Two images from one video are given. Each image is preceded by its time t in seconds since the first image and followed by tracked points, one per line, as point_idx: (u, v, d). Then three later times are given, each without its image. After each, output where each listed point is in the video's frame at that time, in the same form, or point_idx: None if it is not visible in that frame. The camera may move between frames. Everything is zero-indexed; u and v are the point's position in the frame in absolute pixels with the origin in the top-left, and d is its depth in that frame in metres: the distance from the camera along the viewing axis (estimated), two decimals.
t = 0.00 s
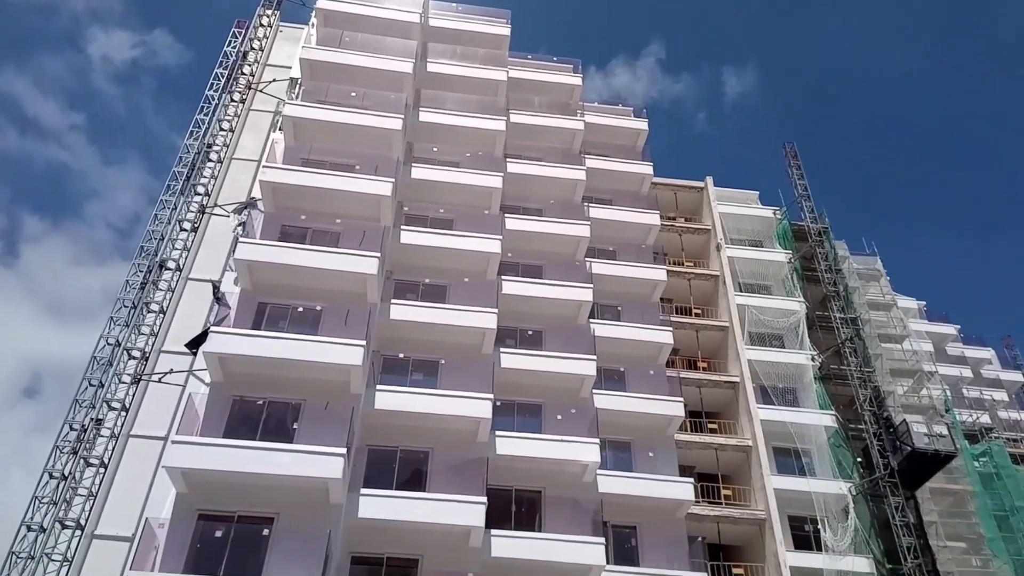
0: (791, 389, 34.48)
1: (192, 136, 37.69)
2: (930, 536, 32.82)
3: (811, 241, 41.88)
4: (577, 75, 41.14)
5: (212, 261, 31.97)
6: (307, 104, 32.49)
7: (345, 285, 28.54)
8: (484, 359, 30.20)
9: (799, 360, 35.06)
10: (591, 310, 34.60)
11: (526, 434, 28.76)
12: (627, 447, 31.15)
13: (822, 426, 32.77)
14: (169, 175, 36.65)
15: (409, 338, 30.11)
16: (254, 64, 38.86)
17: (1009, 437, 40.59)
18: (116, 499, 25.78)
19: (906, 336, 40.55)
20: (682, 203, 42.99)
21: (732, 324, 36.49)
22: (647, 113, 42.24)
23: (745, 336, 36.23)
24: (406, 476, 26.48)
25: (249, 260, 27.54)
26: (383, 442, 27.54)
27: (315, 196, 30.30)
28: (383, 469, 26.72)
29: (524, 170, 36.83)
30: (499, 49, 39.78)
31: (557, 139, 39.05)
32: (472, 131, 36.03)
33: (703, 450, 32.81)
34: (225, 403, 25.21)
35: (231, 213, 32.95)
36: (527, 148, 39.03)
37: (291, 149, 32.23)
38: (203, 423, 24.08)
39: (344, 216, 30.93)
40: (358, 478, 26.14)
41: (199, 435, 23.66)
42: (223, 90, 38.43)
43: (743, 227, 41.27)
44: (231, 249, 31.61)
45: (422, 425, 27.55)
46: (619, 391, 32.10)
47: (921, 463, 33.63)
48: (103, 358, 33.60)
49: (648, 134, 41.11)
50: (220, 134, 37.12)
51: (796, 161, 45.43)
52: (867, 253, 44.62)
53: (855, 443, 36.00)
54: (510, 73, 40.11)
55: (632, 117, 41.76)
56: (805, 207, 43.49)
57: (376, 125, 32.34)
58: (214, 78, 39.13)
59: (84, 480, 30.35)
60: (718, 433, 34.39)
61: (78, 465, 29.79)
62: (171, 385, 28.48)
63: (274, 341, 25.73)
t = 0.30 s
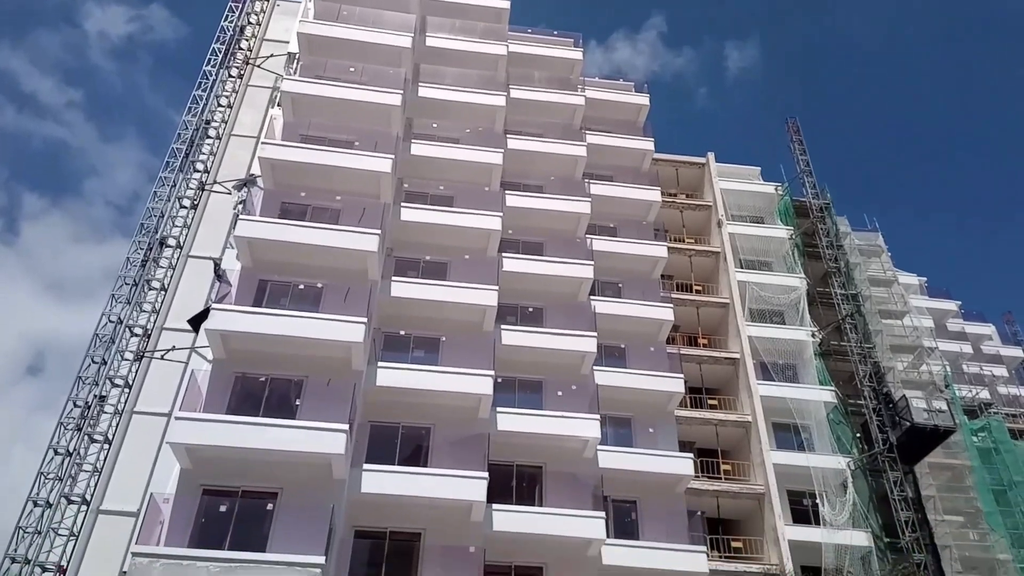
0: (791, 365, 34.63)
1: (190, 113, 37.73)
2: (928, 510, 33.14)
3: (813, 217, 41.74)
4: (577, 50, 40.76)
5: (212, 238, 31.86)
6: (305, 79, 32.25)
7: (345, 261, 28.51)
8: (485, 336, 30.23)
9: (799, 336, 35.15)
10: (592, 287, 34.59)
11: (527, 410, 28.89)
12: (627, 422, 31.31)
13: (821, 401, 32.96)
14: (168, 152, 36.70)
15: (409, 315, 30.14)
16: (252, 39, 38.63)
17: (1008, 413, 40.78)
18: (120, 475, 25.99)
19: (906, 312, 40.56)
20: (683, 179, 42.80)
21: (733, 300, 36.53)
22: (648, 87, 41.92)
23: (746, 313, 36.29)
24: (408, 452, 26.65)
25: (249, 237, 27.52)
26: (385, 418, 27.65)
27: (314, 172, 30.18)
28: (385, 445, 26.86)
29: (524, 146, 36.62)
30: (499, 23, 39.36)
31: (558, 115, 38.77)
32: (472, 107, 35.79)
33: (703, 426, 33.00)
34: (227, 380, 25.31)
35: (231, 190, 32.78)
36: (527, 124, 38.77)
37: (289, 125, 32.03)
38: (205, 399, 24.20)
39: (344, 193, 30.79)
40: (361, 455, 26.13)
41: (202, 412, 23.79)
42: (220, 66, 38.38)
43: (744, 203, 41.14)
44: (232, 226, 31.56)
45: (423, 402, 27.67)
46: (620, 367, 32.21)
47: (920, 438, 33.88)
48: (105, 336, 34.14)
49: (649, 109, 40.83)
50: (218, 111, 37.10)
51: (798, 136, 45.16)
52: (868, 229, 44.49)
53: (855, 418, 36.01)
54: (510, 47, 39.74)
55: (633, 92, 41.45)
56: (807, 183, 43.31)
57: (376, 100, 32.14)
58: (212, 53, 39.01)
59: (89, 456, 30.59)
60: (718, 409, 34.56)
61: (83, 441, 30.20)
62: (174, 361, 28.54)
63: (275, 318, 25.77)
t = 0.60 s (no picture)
0: (791, 343, 34.67)
1: (187, 91, 37.60)
2: (926, 487, 33.40)
3: (814, 196, 41.59)
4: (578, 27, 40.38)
5: (212, 217, 31.77)
6: (303, 56, 31.98)
7: (344, 241, 28.45)
8: (485, 315, 30.23)
9: (799, 315, 35.16)
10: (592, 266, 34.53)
11: (527, 389, 28.97)
12: (627, 401, 31.42)
13: (821, 379, 33.05)
14: (166, 131, 36.61)
15: (409, 295, 30.13)
16: (249, 16, 38.31)
17: (1007, 390, 40.91)
18: (122, 454, 26.11)
19: (907, 291, 40.49)
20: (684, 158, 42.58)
21: (733, 279, 36.52)
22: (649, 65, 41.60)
23: (746, 292, 36.29)
24: (409, 431, 26.78)
25: (249, 217, 27.45)
26: (386, 397, 27.73)
27: (313, 151, 30.03)
28: (386, 423, 26.97)
29: (524, 124, 36.39)
30: None
31: (558, 93, 38.49)
32: (472, 85, 35.53)
33: (703, 404, 33.11)
34: (228, 359, 25.35)
35: (229, 168, 32.66)
36: (527, 102, 38.49)
37: (288, 103, 31.80)
38: (207, 378, 24.33)
39: (343, 172, 30.64)
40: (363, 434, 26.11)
41: (204, 391, 23.86)
42: (218, 43, 38.24)
43: (745, 181, 40.97)
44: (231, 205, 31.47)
45: (424, 381, 27.74)
46: (620, 346, 32.26)
47: (919, 416, 34.10)
48: (106, 315, 34.17)
49: (650, 87, 40.54)
50: (215, 88, 36.79)
51: (800, 114, 44.89)
52: (870, 208, 44.31)
53: (854, 396, 35.94)
54: (510, 24, 39.37)
55: (634, 69, 41.13)
56: (808, 161, 43.12)
57: (375, 78, 31.91)
58: (209, 30, 38.82)
59: (91, 435, 30.80)
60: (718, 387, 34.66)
61: (84, 420, 30.41)
62: (175, 341, 28.60)
63: (275, 298, 25.74)
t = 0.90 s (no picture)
0: (790, 325, 34.73)
1: (186, 70, 37.38)
2: (923, 468, 33.51)
3: (815, 176, 41.47)
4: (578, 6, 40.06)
5: (212, 198, 31.74)
6: (302, 36, 31.77)
7: (344, 222, 28.41)
8: (485, 296, 30.25)
9: (799, 296, 35.20)
10: (592, 247, 34.51)
11: (527, 370, 29.08)
12: (627, 381, 31.55)
13: (820, 360, 33.18)
14: (165, 111, 36.45)
15: (409, 276, 30.12)
16: None
17: (1005, 372, 41.00)
18: (124, 433, 26.28)
19: (907, 272, 40.45)
20: (685, 138, 42.39)
21: (733, 261, 36.52)
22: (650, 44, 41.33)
23: (746, 273, 36.30)
24: (409, 411, 26.91)
25: (248, 197, 27.40)
26: (386, 378, 27.83)
27: (312, 131, 29.92)
28: (387, 404, 27.09)
29: (524, 104, 36.21)
30: None
31: (559, 73, 38.26)
32: (472, 64, 35.31)
33: (702, 385, 33.23)
34: (229, 340, 25.42)
35: (229, 148, 32.55)
36: (527, 82, 38.27)
37: (287, 83, 31.65)
38: (208, 358, 24.40)
39: (343, 152, 30.52)
40: (364, 415, 26.31)
41: (205, 371, 23.95)
42: (217, 22, 37.99)
43: (746, 162, 40.85)
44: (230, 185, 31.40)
45: (423, 361, 27.83)
46: (620, 328, 32.33)
47: (917, 396, 34.23)
48: (106, 296, 34.20)
49: (651, 67, 40.30)
50: (214, 68, 36.57)
51: (802, 94, 44.66)
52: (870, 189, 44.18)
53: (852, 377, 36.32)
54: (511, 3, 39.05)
55: (635, 49, 40.86)
56: (810, 142, 42.96)
57: (374, 57, 31.73)
58: (207, 9, 38.56)
59: (93, 415, 30.98)
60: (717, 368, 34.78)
61: (86, 400, 30.59)
62: (176, 321, 28.68)
63: (274, 279, 25.75)
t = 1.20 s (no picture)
0: (788, 307, 34.84)
1: (182, 47, 37.03)
2: (919, 448, 33.71)
3: (815, 157, 41.33)
4: None
5: (209, 177, 31.58)
6: (300, 13, 31.47)
7: (342, 202, 28.29)
8: (484, 277, 30.23)
9: (797, 278, 35.22)
10: (591, 228, 34.44)
11: (526, 350, 29.14)
12: (625, 362, 31.64)
13: (818, 342, 33.29)
14: (162, 88, 36.14)
15: (408, 256, 30.06)
16: None
17: (1001, 353, 41.14)
18: (123, 412, 26.33)
19: (905, 254, 40.40)
20: (685, 118, 42.17)
21: (732, 242, 36.46)
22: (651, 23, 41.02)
23: (745, 254, 36.30)
24: (408, 391, 26.98)
25: (246, 176, 27.27)
26: (385, 358, 27.87)
27: (310, 110, 29.71)
28: (386, 383, 27.14)
29: (523, 83, 35.96)
30: None
31: (559, 52, 37.96)
32: (471, 43, 35.01)
33: (700, 366, 33.32)
34: (228, 320, 25.40)
35: (226, 127, 32.32)
36: (527, 61, 37.98)
37: (284, 61, 31.39)
38: (207, 338, 24.39)
39: (341, 131, 30.33)
40: (363, 394, 26.37)
41: (204, 351, 23.96)
42: None
43: (746, 143, 40.68)
44: (227, 164, 31.21)
45: (422, 342, 27.87)
46: (618, 309, 32.35)
47: (913, 377, 34.37)
48: (104, 275, 34.12)
49: (651, 46, 40.02)
50: (211, 45, 36.25)
51: (803, 74, 44.40)
52: (870, 170, 44.05)
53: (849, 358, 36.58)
54: None
55: (635, 28, 40.54)
56: (810, 122, 42.76)
57: (373, 35, 31.46)
58: None
59: (92, 394, 31.02)
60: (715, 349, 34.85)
61: (85, 379, 30.63)
62: (174, 301, 28.64)
63: (272, 258, 25.69)
